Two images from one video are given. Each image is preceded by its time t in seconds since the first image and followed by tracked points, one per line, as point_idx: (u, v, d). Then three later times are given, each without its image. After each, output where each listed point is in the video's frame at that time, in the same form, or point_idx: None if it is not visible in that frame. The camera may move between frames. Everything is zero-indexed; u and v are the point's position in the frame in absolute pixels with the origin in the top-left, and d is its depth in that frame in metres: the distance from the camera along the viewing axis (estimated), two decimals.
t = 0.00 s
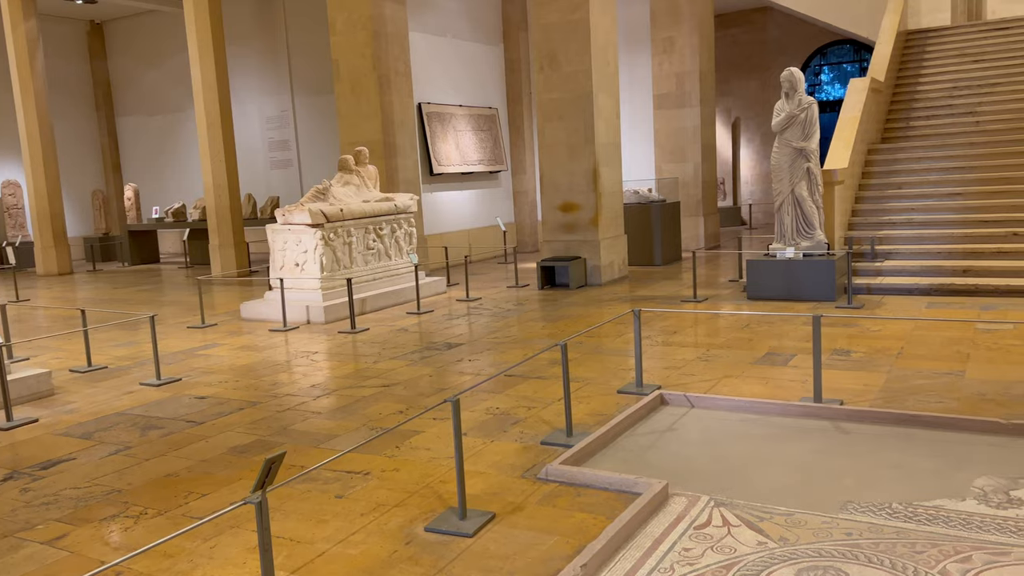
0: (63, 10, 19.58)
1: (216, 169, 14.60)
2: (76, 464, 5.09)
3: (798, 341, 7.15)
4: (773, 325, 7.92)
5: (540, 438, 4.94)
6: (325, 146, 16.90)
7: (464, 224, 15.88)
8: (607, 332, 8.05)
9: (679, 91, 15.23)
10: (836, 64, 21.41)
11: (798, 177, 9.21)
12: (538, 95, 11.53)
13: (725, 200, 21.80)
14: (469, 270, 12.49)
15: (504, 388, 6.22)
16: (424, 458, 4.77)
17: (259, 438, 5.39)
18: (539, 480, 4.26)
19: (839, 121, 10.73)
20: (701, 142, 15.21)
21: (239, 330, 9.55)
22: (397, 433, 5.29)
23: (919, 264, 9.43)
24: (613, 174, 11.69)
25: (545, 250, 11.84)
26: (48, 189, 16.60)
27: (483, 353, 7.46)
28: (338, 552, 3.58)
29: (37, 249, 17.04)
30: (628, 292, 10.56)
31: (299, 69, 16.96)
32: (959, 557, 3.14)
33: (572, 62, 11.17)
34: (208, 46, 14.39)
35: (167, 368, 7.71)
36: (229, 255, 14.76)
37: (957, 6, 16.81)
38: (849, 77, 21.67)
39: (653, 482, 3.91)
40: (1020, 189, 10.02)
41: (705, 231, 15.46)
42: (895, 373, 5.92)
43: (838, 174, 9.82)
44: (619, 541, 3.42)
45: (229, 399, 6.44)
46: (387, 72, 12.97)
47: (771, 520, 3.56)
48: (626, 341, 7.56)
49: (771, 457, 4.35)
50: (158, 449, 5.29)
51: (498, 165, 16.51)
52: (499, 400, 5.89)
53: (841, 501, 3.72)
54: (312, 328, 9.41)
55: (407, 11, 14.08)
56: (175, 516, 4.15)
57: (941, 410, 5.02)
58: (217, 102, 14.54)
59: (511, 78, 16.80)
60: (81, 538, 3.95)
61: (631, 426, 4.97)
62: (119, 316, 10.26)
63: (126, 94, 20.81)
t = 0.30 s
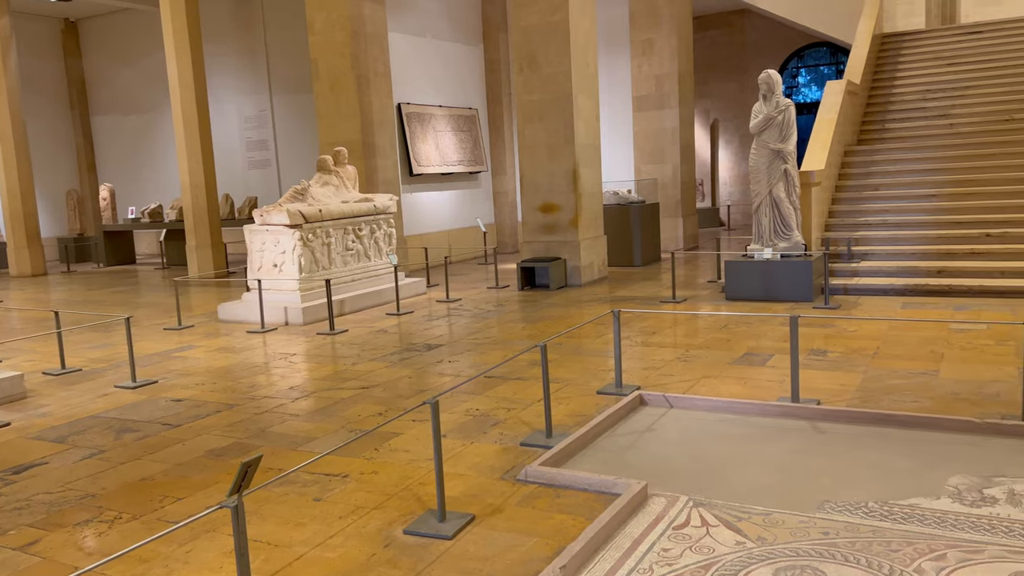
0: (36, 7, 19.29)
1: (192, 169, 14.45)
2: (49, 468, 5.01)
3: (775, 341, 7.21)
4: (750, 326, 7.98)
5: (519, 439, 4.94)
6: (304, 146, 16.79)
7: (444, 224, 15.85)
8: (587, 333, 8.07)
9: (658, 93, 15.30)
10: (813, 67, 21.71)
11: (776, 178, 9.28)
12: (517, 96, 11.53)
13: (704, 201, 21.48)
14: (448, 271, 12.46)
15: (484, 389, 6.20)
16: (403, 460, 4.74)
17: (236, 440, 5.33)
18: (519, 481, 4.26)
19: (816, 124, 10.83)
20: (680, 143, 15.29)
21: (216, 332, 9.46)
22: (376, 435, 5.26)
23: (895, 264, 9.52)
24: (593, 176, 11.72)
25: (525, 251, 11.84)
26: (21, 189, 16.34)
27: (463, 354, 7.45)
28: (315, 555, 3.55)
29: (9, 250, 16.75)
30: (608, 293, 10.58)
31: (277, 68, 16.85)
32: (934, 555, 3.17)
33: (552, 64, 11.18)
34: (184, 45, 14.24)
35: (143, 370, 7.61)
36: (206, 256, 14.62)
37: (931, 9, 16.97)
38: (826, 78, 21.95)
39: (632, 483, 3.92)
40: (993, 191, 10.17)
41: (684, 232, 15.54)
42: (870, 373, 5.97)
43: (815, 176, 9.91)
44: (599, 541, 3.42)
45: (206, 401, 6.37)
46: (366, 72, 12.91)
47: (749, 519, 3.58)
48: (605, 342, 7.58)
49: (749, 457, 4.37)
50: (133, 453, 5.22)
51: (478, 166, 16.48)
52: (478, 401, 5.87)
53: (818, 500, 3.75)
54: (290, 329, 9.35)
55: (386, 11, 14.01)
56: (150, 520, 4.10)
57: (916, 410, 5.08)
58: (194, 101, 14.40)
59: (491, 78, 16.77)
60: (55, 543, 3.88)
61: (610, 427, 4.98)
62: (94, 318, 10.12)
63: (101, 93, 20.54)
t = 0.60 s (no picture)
0: (8, 6, 18.99)
1: (168, 169, 14.29)
2: (20, 473, 4.92)
3: (753, 341, 7.25)
4: (728, 326, 8.03)
5: (498, 441, 4.93)
6: (282, 147, 16.67)
7: (423, 225, 15.80)
8: (567, 334, 8.08)
9: (637, 95, 15.37)
10: (789, 69, 22.00)
11: (753, 180, 9.34)
12: (497, 96, 11.53)
13: (682, 202, 21.69)
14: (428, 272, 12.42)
15: (463, 390, 6.19)
16: (381, 462, 4.72)
17: (212, 443, 5.28)
18: (497, 483, 4.25)
19: (792, 126, 10.93)
20: (658, 145, 15.36)
21: (192, 333, 9.36)
22: (355, 438, 5.23)
23: (870, 265, 9.62)
24: (572, 177, 11.74)
25: (504, 251, 11.83)
26: None
27: (442, 355, 7.42)
28: (293, 559, 3.51)
29: None
30: (587, 294, 10.60)
31: (255, 69, 16.73)
32: (909, 553, 3.20)
33: (531, 65, 11.18)
34: (160, 44, 14.09)
35: (117, 373, 7.51)
36: (183, 257, 14.46)
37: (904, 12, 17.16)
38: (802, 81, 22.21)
39: (611, 483, 3.92)
40: (965, 193, 10.32)
41: (662, 233, 15.61)
42: (846, 372, 6.03)
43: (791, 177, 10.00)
44: (578, 542, 3.42)
45: (181, 404, 6.29)
46: (344, 72, 12.85)
47: (727, 519, 3.60)
48: (585, 343, 7.59)
49: (727, 457, 4.39)
50: (107, 457, 5.14)
51: (457, 166, 16.45)
52: (458, 402, 5.86)
53: (795, 499, 3.77)
54: (268, 331, 9.27)
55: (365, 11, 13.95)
56: (123, 525, 4.03)
57: (891, 409, 5.13)
58: (170, 100, 14.24)
59: (470, 79, 16.76)
60: (27, 549, 3.82)
61: (589, 428, 4.98)
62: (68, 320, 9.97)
63: (75, 92, 20.27)
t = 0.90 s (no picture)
0: None
1: (142, 169, 14.11)
2: None
3: (730, 342, 7.31)
4: (705, 326, 8.09)
5: (477, 442, 4.91)
6: (258, 148, 16.53)
7: (401, 226, 15.74)
8: (545, 335, 8.08)
9: (614, 96, 15.42)
10: (765, 71, 22.12)
11: (729, 181, 9.41)
12: (475, 97, 11.51)
13: (660, 203, 21.79)
14: (406, 274, 12.38)
15: (442, 392, 6.16)
16: (359, 465, 4.68)
17: (187, 447, 5.21)
18: (476, 485, 4.23)
19: (768, 128, 11.03)
20: (636, 147, 15.42)
21: (167, 336, 9.24)
22: (332, 440, 5.19)
23: (845, 266, 9.74)
24: (550, 178, 11.75)
25: (483, 252, 11.82)
26: None
27: (421, 357, 7.40)
28: (269, 563, 3.48)
29: None
30: (566, 294, 10.61)
31: (230, 69, 16.57)
32: (883, 551, 3.23)
33: (510, 66, 11.18)
34: (134, 44, 13.92)
35: (90, 376, 7.40)
36: (157, 259, 14.29)
37: (878, 16, 17.46)
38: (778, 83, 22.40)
39: (590, 484, 3.93)
40: (937, 194, 10.47)
41: (640, 234, 15.68)
42: (822, 372, 6.08)
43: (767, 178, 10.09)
44: (557, 543, 3.41)
45: (156, 407, 6.21)
46: (321, 72, 12.76)
47: (704, 519, 3.62)
48: (563, 343, 7.60)
49: (705, 457, 4.41)
50: (80, 461, 5.06)
51: (436, 167, 16.41)
52: (437, 404, 5.84)
53: (772, 499, 3.80)
54: (244, 333, 9.19)
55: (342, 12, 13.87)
56: (96, 531, 3.97)
57: (866, 408, 5.18)
58: (144, 100, 14.07)
59: (449, 80, 16.72)
60: None
61: (568, 428, 4.98)
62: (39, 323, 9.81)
63: (47, 92, 19.95)
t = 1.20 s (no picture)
0: None
1: (114, 170, 13.92)
2: None
3: (706, 342, 7.36)
4: (683, 327, 8.14)
5: (455, 444, 4.90)
6: (233, 149, 16.38)
7: (378, 227, 15.67)
8: (523, 336, 8.08)
9: (591, 98, 15.47)
10: (740, 74, 22.23)
11: (705, 183, 9.48)
12: (452, 98, 11.49)
13: (637, 205, 21.99)
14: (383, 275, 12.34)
15: (420, 394, 6.14)
16: (336, 468, 4.65)
17: (161, 451, 5.14)
18: (454, 487, 4.22)
19: (744, 129, 11.12)
20: (613, 148, 15.48)
21: (141, 338, 9.13)
22: (308, 443, 5.15)
23: (819, 267, 9.82)
24: (528, 179, 11.76)
25: (461, 254, 11.80)
26: None
27: (398, 359, 7.37)
28: (245, 568, 3.44)
29: None
30: (544, 296, 10.61)
31: (204, 69, 16.40)
32: (858, 549, 3.27)
33: (487, 68, 11.18)
34: (106, 44, 13.73)
35: (61, 380, 7.28)
36: (131, 261, 14.11)
37: (851, 20, 17.68)
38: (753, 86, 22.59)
39: (568, 485, 3.93)
40: (908, 196, 10.62)
41: (617, 236, 15.73)
42: (797, 372, 6.14)
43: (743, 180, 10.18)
44: (535, 545, 3.41)
45: (129, 411, 6.13)
46: (297, 72, 12.67)
47: (682, 518, 3.63)
48: (541, 344, 7.61)
49: (682, 457, 4.43)
50: (51, 466, 4.98)
51: (413, 168, 16.37)
52: (414, 406, 5.81)
53: (748, 498, 3.83)
54: (219, 335, 9.09)
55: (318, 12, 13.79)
56: (68, 536, 3.91)
57: (840, 408, 5.24)
58: (117, 101, 13.87)
59: (426, 81, 16.68)
60: None
61: (546, 429, 4.99)
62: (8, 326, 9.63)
63: (16, 91, 19.62)
